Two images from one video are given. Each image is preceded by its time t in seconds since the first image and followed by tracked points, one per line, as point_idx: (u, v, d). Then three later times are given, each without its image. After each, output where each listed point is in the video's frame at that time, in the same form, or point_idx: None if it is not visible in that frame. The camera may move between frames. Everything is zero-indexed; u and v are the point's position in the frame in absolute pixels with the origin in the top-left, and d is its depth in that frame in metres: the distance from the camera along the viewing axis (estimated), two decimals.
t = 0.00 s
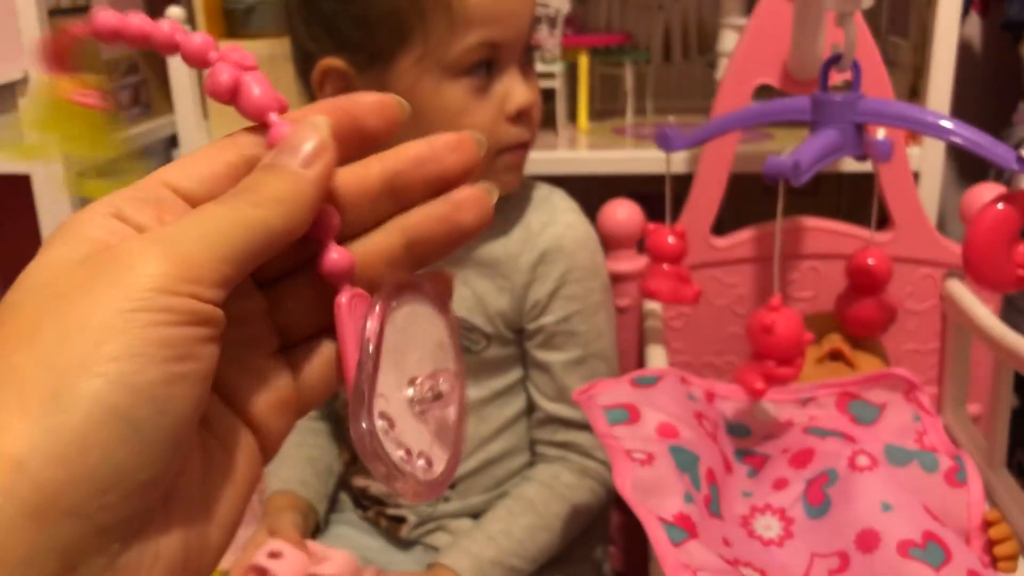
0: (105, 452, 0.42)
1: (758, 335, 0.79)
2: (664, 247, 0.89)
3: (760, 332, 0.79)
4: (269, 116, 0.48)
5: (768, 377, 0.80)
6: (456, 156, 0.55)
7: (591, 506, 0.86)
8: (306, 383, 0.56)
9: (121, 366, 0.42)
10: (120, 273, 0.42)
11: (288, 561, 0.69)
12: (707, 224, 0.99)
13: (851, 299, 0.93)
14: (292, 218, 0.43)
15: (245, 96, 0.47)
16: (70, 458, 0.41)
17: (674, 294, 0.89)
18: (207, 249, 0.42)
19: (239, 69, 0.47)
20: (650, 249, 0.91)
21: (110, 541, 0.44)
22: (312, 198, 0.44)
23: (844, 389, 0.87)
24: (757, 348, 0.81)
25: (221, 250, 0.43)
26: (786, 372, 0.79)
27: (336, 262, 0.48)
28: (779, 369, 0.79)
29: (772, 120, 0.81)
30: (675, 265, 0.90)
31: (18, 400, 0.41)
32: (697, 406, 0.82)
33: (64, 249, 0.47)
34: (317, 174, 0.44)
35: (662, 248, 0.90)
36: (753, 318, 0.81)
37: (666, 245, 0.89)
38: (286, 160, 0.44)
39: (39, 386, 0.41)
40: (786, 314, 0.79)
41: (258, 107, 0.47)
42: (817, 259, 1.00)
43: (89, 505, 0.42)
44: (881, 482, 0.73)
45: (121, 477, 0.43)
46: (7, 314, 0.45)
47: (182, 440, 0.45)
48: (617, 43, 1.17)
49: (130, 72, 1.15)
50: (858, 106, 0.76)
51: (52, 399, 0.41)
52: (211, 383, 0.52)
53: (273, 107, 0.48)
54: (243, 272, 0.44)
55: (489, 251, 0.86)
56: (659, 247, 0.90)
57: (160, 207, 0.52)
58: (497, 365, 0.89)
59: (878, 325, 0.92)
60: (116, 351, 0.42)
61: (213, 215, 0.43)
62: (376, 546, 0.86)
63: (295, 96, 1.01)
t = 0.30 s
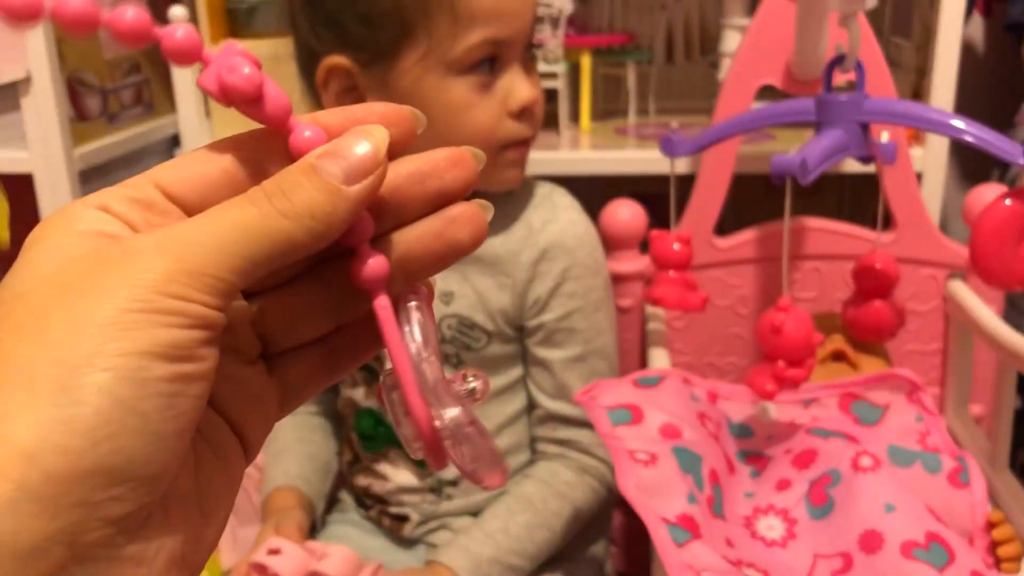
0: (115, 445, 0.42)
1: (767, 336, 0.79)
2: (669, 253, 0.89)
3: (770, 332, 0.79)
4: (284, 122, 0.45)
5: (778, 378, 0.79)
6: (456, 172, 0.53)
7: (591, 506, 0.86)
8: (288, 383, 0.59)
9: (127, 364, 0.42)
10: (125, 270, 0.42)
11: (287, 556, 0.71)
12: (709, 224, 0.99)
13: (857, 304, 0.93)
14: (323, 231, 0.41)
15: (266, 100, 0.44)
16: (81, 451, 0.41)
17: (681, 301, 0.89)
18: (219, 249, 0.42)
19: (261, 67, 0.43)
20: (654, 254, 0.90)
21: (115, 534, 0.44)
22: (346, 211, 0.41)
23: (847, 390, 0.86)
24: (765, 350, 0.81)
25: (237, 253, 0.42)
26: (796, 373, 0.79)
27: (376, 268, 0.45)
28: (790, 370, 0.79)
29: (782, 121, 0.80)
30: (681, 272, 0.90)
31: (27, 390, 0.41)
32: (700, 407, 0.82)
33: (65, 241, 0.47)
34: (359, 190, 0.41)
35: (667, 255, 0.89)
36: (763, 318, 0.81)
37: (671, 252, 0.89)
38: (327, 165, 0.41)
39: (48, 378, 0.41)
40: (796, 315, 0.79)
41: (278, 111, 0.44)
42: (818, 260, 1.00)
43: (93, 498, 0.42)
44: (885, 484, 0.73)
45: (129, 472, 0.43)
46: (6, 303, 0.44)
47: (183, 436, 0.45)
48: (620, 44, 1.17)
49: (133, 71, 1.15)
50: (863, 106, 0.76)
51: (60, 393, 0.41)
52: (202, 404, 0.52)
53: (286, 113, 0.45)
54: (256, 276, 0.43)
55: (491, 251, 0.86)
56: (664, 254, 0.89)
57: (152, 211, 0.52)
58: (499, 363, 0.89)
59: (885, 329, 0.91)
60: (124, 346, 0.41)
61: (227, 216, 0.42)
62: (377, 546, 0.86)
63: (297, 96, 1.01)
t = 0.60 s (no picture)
0: (143, 458, 0.40)
1: (757, 335, 0.80)
2: (662, 240, 0.89)
3: (759, 332, 0.79)
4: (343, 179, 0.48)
5: (766, 375, 0.80)
6: (462, 179, 0.52)
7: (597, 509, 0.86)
8: (305, 394, 0.58)
9: (159, 377, 0.40)
10: (160, 281, 0.41)
11: (294, 559, 0.69)
12: (711, 225, 0.99)
13: (845, 297, 0.93)
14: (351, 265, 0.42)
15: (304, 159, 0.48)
16: (111, 463, 0.39)
17: (674, 289, 0.89)
18: (258, 266, 0.41)
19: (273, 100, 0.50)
20: (649, 244, 0.90)
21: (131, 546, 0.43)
22: (369, 250, 0.42)
23: (848, 390, 0.86)
24: (755, 347, 0.81)
25: (277, 270, 0.41)
26: (785, 372, 0.79)
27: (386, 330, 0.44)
28: (778, 369, 0.80)
29: (779, 118, 0.80)
30: (673, 260, 0.90)
31: (58, 400, 0.39)
32: (702, 407, 0.82)
33: (91, 242, 0.46)
34: (382, 245, 0.43)
35: (660, 243, 0.89)
36: (753, 318, 0.81)
37: (664, 239, 0.89)
38: (354, 219, 0.43)
39: (79, 387, 0.39)
40: (786, 315, 0.78)
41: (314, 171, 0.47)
42: (821, 261, 1.00)
43: (117, 512, 0.41)
44: (887, 485, 0.73)
45: (153, 485, 0.41)
46: (32, 308, 0.43)
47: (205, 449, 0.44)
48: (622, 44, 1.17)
49: (135, 70, 1.15)
50: (862, 107, 0.76)
51: (92, 403, 0.39)
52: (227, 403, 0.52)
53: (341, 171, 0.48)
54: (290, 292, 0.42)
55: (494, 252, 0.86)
56: (657, 241, 0.90)
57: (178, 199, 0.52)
58: (502, 364, 0.89)
59: (873, 322, 0.92)
60: (158, 358, 0.40)
61: (268, 235, 0.41)
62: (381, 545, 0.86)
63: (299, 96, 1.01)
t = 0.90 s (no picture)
0: (148, 467, 0.41)
1: (775, 337, 0.79)
2: (673, 254, 0.89)
3: (778, 333, 0.79)
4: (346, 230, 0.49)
5: (785, 380, 0.79)
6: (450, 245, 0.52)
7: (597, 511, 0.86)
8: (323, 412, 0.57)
9: (171, 388, 0.41)
10: (177, 301, 0.43)
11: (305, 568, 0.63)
12: (712, 225, 0.99)
13: (857, 304, 0.93)
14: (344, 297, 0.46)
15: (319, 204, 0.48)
16: (117, 470, 0.41)
17: (685, 302, 0.88)
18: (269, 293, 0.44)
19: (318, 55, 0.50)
20: (658, 257, 0.91)
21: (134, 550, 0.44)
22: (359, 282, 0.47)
23: (849, 391, 0.86)
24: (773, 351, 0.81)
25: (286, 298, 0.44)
26: (803, 375, 0.79)
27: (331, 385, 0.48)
28: (796, 371, 0.79)
29: (786, 122, 0.80)
30: (684, 273, 0.90)
31: (70, 404, 0.40)
32: (703, 407, 0.82)
33: (107, 268, 0.47)
34: (366, 271, 0.47)
35: (671, 256, 0.90)
36: (770, 321, 0.81)
37: (675, 252, 0.89)
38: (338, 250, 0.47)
39: (93, 393, 0.41)
40: (803, 316, 0.79)
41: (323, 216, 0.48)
42: (822, 261, 1.00)
43: (122, 514, 0.42)
44: (889, 485, 0.73)
45: (160, 491, 0.43)
46: (48, 327, 0.44)
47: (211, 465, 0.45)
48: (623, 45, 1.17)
49: (136, 70, 1.15)
50: (867, 107, 0.75)
51: (104, 408, 0.40)
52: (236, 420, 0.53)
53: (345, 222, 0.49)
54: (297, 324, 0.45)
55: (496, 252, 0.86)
56: (668, 256, 0.90)
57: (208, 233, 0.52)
58: (504, 364, 0.89)
59: (886, 328, 0.91)
60: (169, 372, 0.41)
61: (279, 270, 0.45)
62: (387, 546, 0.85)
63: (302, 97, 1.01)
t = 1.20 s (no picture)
0: (143, 457, 0.43)
1: (771, 337, 0.79)
2: (669, 250, 0.89)
3: (774, 334, 0.79)
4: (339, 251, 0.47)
5: (782, 380, 0.79)
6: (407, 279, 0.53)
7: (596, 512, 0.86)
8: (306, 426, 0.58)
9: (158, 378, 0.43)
10: (159, 292, 0.44)
11: None
12: (713, 226, 0.99)
13: (854, 301, 0.93)
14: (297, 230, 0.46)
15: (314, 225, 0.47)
16: (108, 463, 0.42)
17: (681, 298, 0.88)
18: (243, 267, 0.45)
19: (352, 40, 0.47)
20: (655, 252, 0.91)
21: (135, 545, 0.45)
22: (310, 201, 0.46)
23: (850, 392, 0.86)
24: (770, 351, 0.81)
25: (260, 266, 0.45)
26: (799, 374, 0.79)
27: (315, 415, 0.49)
28: (793, 372, 0.79)
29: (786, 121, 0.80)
30: (680, 269, 0.90)
31: (61, 403, 0.42)
32: (704, 407, 0.82)
33: (101, 274, 0.50)
34: (302, 179, 0.46)
35: (668, 252, 0.90)
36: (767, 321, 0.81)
37: (671, 249, 0.89)
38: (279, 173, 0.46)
39: (82, 389, 0.42)
40: (800, 317, 0.79)
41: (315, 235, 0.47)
42: (822, 262, 1.00)
43: (118, 509, 0.43)
44: (890, 485, 0.73)
45: (155, 485, 0.44)
46: (46, 331, 0.47)
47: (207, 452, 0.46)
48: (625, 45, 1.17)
49: (137, 70, 1.15)
50: (868, 107, 0.76)
51: (92, 406, 0.42)
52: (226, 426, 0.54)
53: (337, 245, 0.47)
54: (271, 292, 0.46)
55: (497, 253, 0.86)
56: (664, 251, 0.90)
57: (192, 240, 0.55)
58: (506, 364, 0.89)
59: (882, 327, 0.92)
60: (158, 365, 0.43)
61: (246, 231, 0.45)
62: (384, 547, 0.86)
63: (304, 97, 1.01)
